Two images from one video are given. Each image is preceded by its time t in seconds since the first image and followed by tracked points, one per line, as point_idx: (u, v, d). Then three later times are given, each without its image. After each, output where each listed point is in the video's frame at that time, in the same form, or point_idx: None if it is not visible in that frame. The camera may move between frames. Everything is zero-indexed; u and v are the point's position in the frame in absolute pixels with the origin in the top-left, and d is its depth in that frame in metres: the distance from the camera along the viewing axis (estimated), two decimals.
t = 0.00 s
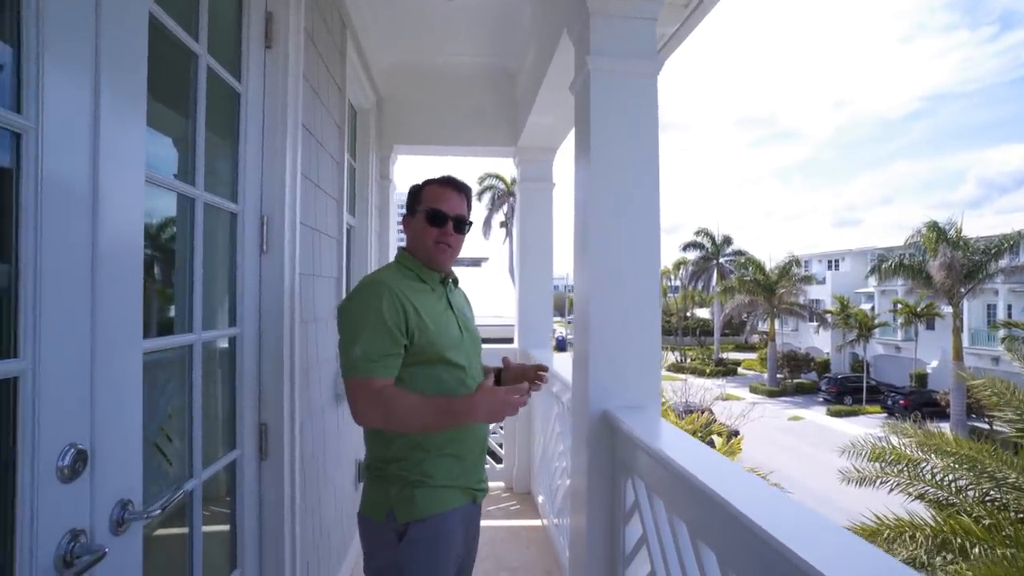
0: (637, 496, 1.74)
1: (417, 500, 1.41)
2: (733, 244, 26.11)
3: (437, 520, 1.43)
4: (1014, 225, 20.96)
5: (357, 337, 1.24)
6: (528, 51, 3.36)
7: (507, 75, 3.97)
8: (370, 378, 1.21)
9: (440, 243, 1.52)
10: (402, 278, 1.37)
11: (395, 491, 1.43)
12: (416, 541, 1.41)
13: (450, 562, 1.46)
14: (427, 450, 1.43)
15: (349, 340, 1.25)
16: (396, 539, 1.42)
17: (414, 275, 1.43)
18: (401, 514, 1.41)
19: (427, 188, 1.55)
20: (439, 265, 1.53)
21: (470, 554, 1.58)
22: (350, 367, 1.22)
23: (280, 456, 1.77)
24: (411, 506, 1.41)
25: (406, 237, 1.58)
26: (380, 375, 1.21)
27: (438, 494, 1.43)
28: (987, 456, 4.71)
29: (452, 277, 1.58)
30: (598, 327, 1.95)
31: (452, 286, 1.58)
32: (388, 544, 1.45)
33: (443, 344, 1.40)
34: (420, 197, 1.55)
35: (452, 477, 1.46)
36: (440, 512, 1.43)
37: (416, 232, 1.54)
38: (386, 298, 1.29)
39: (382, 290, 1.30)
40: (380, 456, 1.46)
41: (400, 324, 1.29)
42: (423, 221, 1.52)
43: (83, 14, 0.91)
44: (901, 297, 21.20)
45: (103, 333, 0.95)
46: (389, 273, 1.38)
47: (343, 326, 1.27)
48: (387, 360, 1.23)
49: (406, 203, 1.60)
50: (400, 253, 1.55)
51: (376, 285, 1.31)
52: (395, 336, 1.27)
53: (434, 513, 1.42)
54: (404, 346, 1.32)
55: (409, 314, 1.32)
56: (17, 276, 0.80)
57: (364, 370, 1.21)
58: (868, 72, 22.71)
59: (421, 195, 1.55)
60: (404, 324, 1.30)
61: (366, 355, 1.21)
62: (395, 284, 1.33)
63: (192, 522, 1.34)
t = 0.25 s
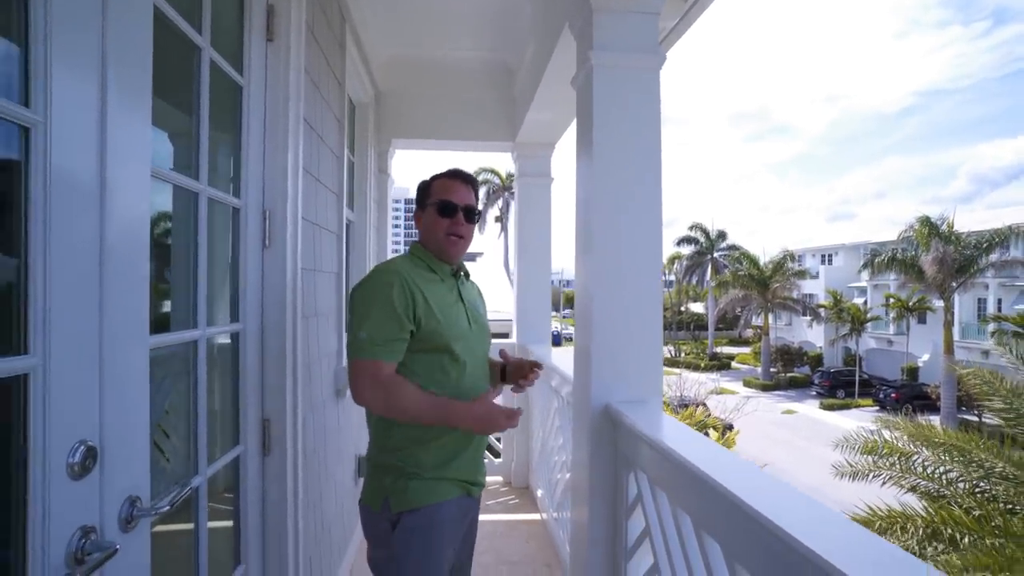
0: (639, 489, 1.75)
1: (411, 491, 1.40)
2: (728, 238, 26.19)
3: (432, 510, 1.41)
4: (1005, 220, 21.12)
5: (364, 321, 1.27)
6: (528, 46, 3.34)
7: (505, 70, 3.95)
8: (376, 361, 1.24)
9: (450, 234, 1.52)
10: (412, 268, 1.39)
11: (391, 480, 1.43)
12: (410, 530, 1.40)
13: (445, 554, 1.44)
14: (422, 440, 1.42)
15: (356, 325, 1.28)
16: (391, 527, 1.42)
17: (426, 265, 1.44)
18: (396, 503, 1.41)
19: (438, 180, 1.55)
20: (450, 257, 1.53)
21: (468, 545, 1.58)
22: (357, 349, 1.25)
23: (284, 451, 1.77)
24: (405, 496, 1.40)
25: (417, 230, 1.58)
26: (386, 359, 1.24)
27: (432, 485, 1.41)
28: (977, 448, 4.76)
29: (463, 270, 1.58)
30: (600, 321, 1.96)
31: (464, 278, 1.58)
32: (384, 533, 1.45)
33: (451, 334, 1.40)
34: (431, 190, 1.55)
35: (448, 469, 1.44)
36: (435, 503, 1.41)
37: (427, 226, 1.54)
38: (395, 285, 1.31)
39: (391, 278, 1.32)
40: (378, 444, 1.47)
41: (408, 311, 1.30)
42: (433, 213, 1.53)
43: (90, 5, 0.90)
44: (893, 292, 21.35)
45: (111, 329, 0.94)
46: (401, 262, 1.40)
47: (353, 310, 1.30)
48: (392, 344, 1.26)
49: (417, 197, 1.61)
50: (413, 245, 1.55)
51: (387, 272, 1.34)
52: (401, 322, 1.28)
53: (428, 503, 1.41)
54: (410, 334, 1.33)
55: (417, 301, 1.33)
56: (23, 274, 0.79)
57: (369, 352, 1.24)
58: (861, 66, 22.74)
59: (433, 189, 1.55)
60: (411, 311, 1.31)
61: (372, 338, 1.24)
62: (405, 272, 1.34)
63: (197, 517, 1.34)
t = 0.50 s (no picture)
0: (633, 481, 1.76)
1: (396, 479, 1.37)
2: (713, 233, 26.45)
3: (417, 499, 1.38)
4: (983, 215, 21.56)
5: (354, 312, 1.28)
6: (519, 40, 3.34)
7: (496, 65, 3.94)
8: (362, 349, 1.25)
9: (453, 229, 1.52)
10: (408, 262, 1.40)
11: (376, 468, 1.41)
12: (395, 519, 1.37)
13: (437, 542, 1.41)
14: (407, 428, 1.39)
15: (346, 316, 1.29)
16: (377, 515, 1.39)
17: (424, 260, 1.44)
18: (381, 490, 1.38)
19: (444, 178, 1.55)
20: (452, 254, 1.52)
21: (459, 536, 1.57)
22: (346, 339, 1.26)
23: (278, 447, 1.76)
24: (389, 484, 1.37)
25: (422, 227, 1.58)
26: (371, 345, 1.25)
27: (417, 473, 1.38)
28: (955, 438, 4.86)
29: (466, 267, 1.58)
30: (594, 316, 1.97)
31: (466, 275, 1.57)
32: (373, 520, 1.42)
33: (443, 328, 1.40)
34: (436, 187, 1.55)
35: (431, 458, 1.40)
36: (420, 490, 1.38)
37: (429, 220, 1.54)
38: (386, 279, 1.32)
39: (382, 271, 1.33)
40: (365, 432, 1.44)
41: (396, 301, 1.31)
42: (436, 210, 1.53)
43: None
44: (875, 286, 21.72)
45: (107, 326, 0.93)
46: (396, 256, 1.41)
47: (345, 302, 1.32)
48: (379, 333, 1.27)
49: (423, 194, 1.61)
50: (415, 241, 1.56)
51: (379, 267, 1.35)
52: (388, 312, 1.30)
53: (413, 492, 1.37)
54: (400, 326, 1.33)
55: (408, 295, 1.34)
56: (19, 270, 0.78)
57: (356, 341, 1.25)
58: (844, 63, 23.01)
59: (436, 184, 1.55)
60: (401, 303, 1.32)
61: (360, 327, 1.26)
62: (397, 266, 1.35)
63: (193, 512, 1.33)
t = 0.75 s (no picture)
0: (626, 472, 1.78)
1: (389, 469, 1.37)
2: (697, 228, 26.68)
3: (411, 488, 1.38)
4: (960, 210, 22.00)
5: (348, 305, 1.28)
6: (508, 33, 3.32)
7: (484, 57, 3.92)
8: (357, 341, 1.24)
9: (443, 218, 1.52)
10: (400, 255, 1.40)
11: (370, 458, 1.41)
12: (389, 508, 1.37)
13: (432, 533, 1.41)
14: (401, 419, 1.38)
15: (340, 310, 1.29)
16: (371, 506, 1.39)
17: (415, 253, 1.45)
18: (374, 480, 1.38)
19: (431, 168, 1.55)
20: (441, 245, 1.53)
21: (455, 527, 1.57)
22: (340, 332, 1.26)
23: (270, 441, 1.74)
24: (383, 474, 1.38)
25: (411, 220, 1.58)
26: (366, 338, 1.24)
27: (411, 463, 1.38)
28: (932, 428, 4.96)
29: (456, 258, 1.58)
30: (586, 308, 1.98)
31: (457, 266, 1.57)
32: (366, 511, 1.42)
33: (437, 320, 1.40)
34: (424, 179, 1.54)
35: (425, 448, 1.40)
36: (413, 481, 1.38)
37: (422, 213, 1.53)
38: (378, 271, 1.33)
39: (375, 265, 1.34)
40: (358, 422, 1.44)
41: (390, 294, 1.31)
42: (425, 200, 1.53)
43: None
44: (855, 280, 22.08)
45: (103, 320, 0.92)
46: (388, 251, 1.41)
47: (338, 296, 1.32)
48: (373, 325, 1.26)
49: (410, 186, 1.61)
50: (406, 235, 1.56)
51: (370, 262, 1.35)
52: (382, 305, 1.29)
53: (407, 482, 1.37)
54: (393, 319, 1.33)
55: (401, 288, 1.34)
56: (15, 265, 0.76)
57: (351, 334, 1.25)
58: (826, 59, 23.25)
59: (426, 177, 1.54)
60: (394, 296, 1.32)
61: (355, 320, 1.25)
62: (389, 260, 1.36)
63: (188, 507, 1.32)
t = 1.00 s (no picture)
0: (621, 462, 1.81)
1: (395, 466, 1.38)
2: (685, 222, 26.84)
3: (417, 486, 1.38)
4: (942, 205, 22.34)
5: (337, 306, 1.28)
6: (499, 26, 3.31)
7: (476, 50, 3.90)
8: (348, 343, 1.26)
9: (430, 210, 1.51)
10: (389, 251, 1.39)
11: (374, 457, 1.41)
12: (396, 505, 1.37)
13: (437, 529, 1.42)
14: (404, 416, 1.39)
15: (332, 310, 1.29)
16: (378, 504, 1.39)
17: (405, 247, 1.44)
18: (380, 479, 1.38)
19: (415, 159, 1.53)
20: (431, 236, 1.52)
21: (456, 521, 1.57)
22: (330, 335, 1.27)
23: (266, 435, 1.74)
24: (388, 471, 1.38)
25: (399, 212, 1.57)
26: (356, 341, 1.26)
27: (415, 458, 1.38)
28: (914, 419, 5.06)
29: (447, 248, 1.57)
30: (580, 301, 1.99)
31: (448, 256, 1.56)
32: (371, 509, 1.42)
33: (430, 313, 1.39)
34: (408, 171, 1.53)
35: (428, 444, 1.40)
36: (418, 478, 1.38)
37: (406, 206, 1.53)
38: (368, 268, 1.31)
39: (364, 262, 1.32)
40: (362, 419, 1.44)
41: (380, 289, 1.30)
42: (411, 193, 1.52)
43: None
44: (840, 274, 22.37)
45: (103, 312, 0.90)
46: (376, 246, 1.40)
47: (329, 296, 1.31)
48: (366, 326, 1.27)
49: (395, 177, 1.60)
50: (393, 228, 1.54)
51: (361, 259, 1.33)
52: (372, 304, 1.29)
53: (412, 479, 1.38)
54: (386, 315, 1.33)
55: (392, 283, 1.33)
56: (16, 260, 0.75)
57: (344, 335, 1.26)
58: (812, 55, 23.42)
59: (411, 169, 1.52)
60: (386, 292, 1.31)
61: (346, 322, 1.26)
62: (378, 256, 1.35)
63: (186, 500, 1.32)
